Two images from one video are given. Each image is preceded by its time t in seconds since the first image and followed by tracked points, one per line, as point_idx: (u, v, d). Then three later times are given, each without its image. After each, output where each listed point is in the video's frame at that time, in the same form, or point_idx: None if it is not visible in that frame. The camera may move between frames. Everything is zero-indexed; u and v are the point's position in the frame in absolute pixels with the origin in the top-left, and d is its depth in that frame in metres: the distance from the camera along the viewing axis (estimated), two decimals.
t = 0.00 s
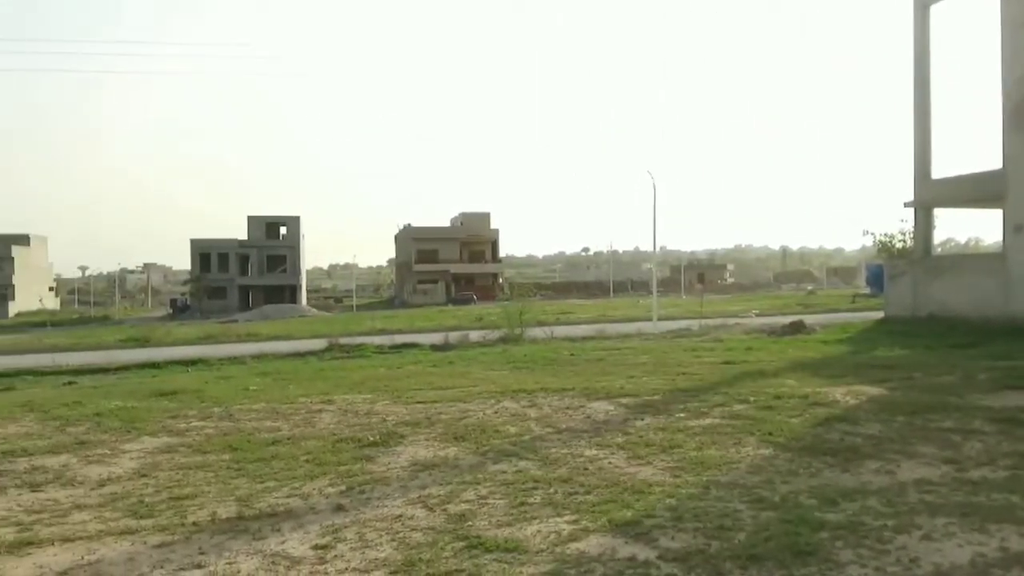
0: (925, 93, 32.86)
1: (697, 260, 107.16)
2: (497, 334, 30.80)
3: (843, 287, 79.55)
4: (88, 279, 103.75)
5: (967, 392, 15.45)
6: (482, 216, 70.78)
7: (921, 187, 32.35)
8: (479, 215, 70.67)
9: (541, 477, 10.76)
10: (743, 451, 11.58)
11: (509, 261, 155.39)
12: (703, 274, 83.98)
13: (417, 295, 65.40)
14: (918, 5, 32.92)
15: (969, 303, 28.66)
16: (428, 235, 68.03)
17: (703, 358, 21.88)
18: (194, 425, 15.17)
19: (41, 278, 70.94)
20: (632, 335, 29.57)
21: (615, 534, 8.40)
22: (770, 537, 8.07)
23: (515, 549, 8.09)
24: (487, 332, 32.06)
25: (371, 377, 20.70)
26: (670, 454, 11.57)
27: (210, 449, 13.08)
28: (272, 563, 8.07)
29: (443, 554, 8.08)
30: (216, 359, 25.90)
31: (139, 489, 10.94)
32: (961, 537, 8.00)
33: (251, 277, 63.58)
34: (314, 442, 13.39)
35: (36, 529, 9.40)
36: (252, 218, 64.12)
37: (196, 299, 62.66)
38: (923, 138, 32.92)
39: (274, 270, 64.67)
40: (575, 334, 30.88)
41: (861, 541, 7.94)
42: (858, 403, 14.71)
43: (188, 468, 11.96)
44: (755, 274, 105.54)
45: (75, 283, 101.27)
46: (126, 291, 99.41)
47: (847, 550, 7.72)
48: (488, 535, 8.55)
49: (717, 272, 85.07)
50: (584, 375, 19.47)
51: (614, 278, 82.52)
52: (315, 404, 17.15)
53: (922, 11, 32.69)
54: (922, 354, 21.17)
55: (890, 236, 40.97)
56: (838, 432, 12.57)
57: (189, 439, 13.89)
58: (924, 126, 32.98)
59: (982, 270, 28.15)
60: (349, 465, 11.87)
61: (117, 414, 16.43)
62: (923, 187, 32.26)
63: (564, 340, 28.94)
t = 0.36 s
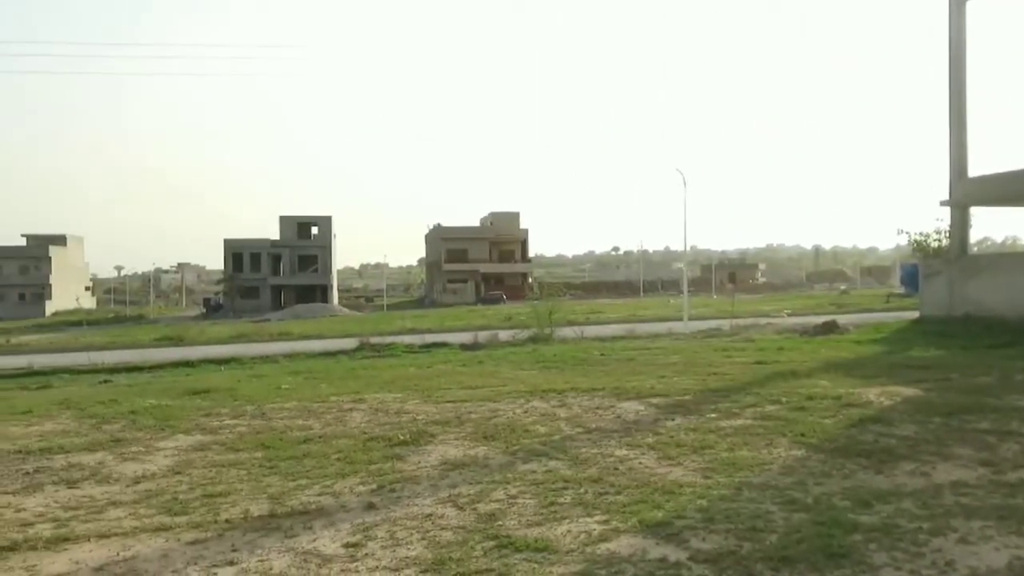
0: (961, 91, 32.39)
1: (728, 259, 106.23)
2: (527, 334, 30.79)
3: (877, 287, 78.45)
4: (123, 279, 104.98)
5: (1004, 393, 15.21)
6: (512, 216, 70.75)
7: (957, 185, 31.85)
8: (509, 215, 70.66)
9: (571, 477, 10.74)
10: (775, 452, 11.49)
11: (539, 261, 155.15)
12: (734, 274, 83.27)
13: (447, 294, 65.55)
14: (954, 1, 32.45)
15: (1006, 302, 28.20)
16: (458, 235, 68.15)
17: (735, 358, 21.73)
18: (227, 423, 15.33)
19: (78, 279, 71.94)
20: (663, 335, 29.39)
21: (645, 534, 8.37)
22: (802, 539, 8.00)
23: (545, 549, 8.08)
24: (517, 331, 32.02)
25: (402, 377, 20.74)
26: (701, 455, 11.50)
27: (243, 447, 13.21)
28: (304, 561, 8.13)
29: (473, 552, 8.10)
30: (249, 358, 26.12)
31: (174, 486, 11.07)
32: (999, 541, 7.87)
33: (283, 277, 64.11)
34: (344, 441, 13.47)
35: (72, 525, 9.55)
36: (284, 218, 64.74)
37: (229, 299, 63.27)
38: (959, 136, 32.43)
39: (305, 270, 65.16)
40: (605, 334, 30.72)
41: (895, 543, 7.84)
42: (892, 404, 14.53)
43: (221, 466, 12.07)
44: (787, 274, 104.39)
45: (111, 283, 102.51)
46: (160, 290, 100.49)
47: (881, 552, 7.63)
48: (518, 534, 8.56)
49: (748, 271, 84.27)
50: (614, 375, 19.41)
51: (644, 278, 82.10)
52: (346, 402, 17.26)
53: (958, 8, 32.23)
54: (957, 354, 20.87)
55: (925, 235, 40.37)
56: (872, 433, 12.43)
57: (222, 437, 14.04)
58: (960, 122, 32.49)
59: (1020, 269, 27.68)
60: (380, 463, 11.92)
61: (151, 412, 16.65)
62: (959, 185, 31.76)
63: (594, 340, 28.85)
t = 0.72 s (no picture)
0: (1004, 88, 31.82)
1: (764, 258, 105.04)
2: (560, 334, 30.76)
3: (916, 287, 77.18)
4: (162, 279, 106.23)
5: None
6: (545, 216, 70.63)
7: (998, 182, 31.23)
8: (543, 215, 70.54)
9: (605, 476, 10.71)
10: (812, 453, 11.37)
11: (573, 260, 154.72)
12: (770, 273, 82.40)
13: (481, 294, 65.67)
14: None
15: None
16: (491, 234, 68.25)
17: (771, 358, 21.53)
18: (263, 420, 15.49)
19: (117, 278, 72.96)
20: (698, 335, 29.17)
21: (681, 535, 8.33)
22: (839, 541, 7.90)
23: (579, 548, 8.07)
24: (550, 331, 31.95)
25: (436, 376, 20.80)
26: (736, 456, 11.41)
27: (279, 445, 13.33)
28: (339, 559, 8.18)
29: (507, 552, 8.10)
30: (285, 357, 26.38)
31: (211, 483, 11.20)
32: None
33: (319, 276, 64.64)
34: (379, 439, 13.54)
35: (112, 521, 9.70)
36: (320, 219, 65.28)
37: (265, 298, 63.89)
38: (1000, 134, 31.85)
39: (340, 269, 65.67)
40: (639, 334, 30.56)
41: (936, 546, 7.72)
42: (931, 404, 14.30)
43: (257, 463, 12.20)
44: (825, 273, 102.99)
45: (149, 283, 103.77)
46: (197, 289, 101.67)
47: (920, 556, 7.51)
48: (552, 534, 8.55)
49: (785, 270, 83.30)
50: (649, 375, 19.31)
51: (679, 278, 81.56)
52: (380, 401, 17.37)
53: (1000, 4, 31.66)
54: (999, 354, 20.50)
55: (965, 234, 39.66)
56: (911, 434, 12.24)
57: (259, 435, 14.18)
58: (1002, 122, 31.93)
59: None
60: (414, 462, 11.98)
61: (189, 409, 16.86)
62: (1000, 182, 31.14)
63: (628, 340, 28.73)
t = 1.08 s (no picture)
0: None
1: (802, 258, 103.85)
2: (594, 333, 30.70)
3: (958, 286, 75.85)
4: (200, 278, 107.55)
5: None
6: (580, 215, 70.51)
7: None
8: (577, 214, 70.43)
9: (640, 477, 10.66)
10: (851, 454, 11.23)
11: (608, 260, 154.20)
12: (807, 273, 81.56)
13: (515, 293, 65.67)
14: None
15: None
16: (525, 234, 68.28)
17: (808, 358, 21.31)
18: (300, 419, 15.62)
19: (157, 278, 73.96)
20: (733, 335, 28.93)
21: (717, 536, 8.26)
22: (879, 544, 7.79)
23: (614, 549, 8.04)
24: (584, 331, 31.86)
25: (470, 375, 20.84)
26: (773, 457, 11.31)
27: (315, 443, 13.43)
28: (374, 556, 8.22)
29: (541, 551, 8.08)
30: (321, 355, 26.58)
31: (248, 480, 11.31)
32: None
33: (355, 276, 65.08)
34: (413, 438, 13.59)
35: (151, 517, 9.83)
36: (355, 218, 65.66)
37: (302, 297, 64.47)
38: None
39: (376, 269, 66.06)
40: (674, 335, 30.40)
41: (977, 550, 7.59)
42: (973, 406, 14.06)
43: (293, 461, 12.30)
44: (864, 272, 101.55)
45: (188, 283, 105.10)
46: (235, 289, 102.78)
47: (962, 559, 7.39)
48: (587, 533, 8.52)
49: (822, 270, 82.34)
50: (684, 375, 19.21)
51: (715, 277, 80.99)
52: (415, 400, 17.45)
53: None
54: None
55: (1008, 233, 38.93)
56: (952, 436, 12.05)
57: (295, 433, 14.31)
58: None
59: None
60: (448, 461, 12.00)
61: (227, 407, 17.06)
62: None
63: (663, 339, 28.60)
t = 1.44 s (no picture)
0: None
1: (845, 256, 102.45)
2: (633, 332, 30.58)
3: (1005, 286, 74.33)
4: (242, 278, 108.91)
5: None
6: (618, 213, 70.25)
7: None
8: (615, 213, 70.19)
9: (680, 477, 10.60)
10: (895, 456, 11.06)
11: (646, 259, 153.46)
12: (850, 272, 80.55)
13: (552, 293, 65.58)
14: None
15: None
16: (563, 233, 68.20)
17: (851, 359, 21.04)
18: (340, 417, 15.74)
19: (200, 277, 74.99)
20: (774, 335, 28.62)
21: (758, 538, 8.18)
22: (923, 548, 7.66)
23: (653, 549, 7.99)
24: (623, 331, 31.69)
25: (508, 375, 20.87)
26: (815, 458, 11.17)
27: (355, 441, 13.53)
28: (413, 555, 8.26)
29: (580, 551, 8.07)
30: (361, 355, 26.68)
31: (289, 478, 11.43)
32: None
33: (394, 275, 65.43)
34: (452, 437, 13.64)
35: (194, 513, 9.97)
36: (394, 218, 65.98)
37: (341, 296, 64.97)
38: None
39: (414, 268, 66.38)
40: (713, 335, 30.16)
41: None
42: (1021, 407, 13.77)
43: (333, 459, 12.40)
44: (908, 271, 99.88)
45: (230, 282, 106.47)
46: (276, 288, 103.85)
47: (1010, 564, 7.24)
48: (626, 534, 8.49)
49: (865, 268, 81.24)
50: (724, 375, 19.06)
51: (755, 276, 80.31)
52: (454, 398, 17.51)
53: None
54: None
55: None
56: (999, 438, 11.81)
57: (335, 431, 14.42)
58: None
59: None
60: (486, 460, 12.02)
61: (268, 405, 17.25)
62: None
63: (702, 339, 28.43)
